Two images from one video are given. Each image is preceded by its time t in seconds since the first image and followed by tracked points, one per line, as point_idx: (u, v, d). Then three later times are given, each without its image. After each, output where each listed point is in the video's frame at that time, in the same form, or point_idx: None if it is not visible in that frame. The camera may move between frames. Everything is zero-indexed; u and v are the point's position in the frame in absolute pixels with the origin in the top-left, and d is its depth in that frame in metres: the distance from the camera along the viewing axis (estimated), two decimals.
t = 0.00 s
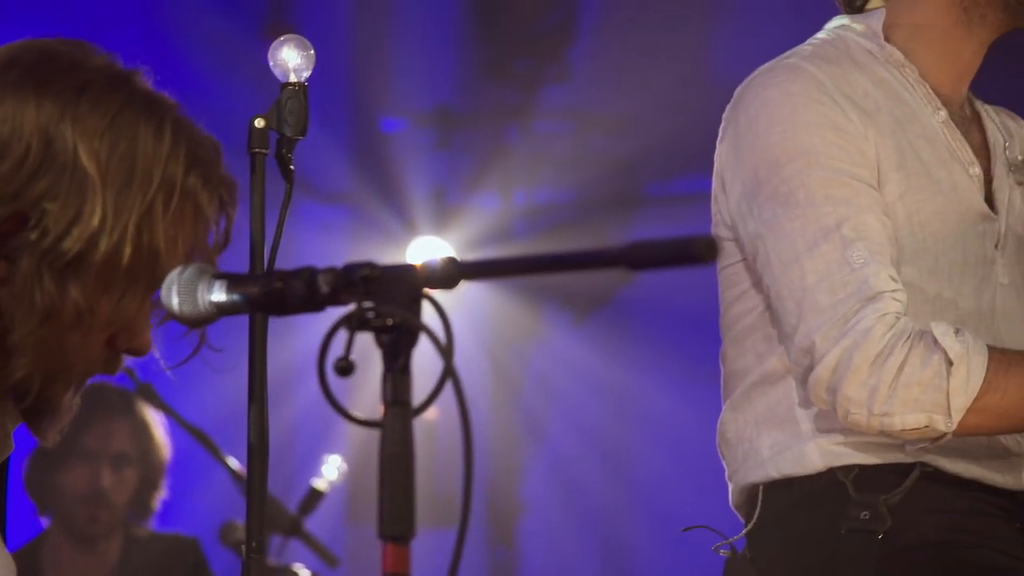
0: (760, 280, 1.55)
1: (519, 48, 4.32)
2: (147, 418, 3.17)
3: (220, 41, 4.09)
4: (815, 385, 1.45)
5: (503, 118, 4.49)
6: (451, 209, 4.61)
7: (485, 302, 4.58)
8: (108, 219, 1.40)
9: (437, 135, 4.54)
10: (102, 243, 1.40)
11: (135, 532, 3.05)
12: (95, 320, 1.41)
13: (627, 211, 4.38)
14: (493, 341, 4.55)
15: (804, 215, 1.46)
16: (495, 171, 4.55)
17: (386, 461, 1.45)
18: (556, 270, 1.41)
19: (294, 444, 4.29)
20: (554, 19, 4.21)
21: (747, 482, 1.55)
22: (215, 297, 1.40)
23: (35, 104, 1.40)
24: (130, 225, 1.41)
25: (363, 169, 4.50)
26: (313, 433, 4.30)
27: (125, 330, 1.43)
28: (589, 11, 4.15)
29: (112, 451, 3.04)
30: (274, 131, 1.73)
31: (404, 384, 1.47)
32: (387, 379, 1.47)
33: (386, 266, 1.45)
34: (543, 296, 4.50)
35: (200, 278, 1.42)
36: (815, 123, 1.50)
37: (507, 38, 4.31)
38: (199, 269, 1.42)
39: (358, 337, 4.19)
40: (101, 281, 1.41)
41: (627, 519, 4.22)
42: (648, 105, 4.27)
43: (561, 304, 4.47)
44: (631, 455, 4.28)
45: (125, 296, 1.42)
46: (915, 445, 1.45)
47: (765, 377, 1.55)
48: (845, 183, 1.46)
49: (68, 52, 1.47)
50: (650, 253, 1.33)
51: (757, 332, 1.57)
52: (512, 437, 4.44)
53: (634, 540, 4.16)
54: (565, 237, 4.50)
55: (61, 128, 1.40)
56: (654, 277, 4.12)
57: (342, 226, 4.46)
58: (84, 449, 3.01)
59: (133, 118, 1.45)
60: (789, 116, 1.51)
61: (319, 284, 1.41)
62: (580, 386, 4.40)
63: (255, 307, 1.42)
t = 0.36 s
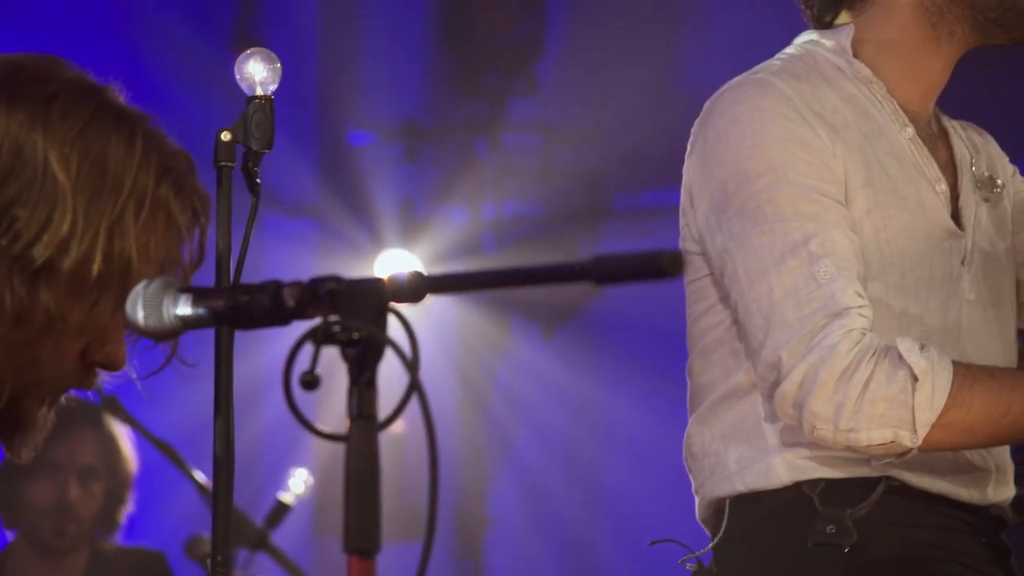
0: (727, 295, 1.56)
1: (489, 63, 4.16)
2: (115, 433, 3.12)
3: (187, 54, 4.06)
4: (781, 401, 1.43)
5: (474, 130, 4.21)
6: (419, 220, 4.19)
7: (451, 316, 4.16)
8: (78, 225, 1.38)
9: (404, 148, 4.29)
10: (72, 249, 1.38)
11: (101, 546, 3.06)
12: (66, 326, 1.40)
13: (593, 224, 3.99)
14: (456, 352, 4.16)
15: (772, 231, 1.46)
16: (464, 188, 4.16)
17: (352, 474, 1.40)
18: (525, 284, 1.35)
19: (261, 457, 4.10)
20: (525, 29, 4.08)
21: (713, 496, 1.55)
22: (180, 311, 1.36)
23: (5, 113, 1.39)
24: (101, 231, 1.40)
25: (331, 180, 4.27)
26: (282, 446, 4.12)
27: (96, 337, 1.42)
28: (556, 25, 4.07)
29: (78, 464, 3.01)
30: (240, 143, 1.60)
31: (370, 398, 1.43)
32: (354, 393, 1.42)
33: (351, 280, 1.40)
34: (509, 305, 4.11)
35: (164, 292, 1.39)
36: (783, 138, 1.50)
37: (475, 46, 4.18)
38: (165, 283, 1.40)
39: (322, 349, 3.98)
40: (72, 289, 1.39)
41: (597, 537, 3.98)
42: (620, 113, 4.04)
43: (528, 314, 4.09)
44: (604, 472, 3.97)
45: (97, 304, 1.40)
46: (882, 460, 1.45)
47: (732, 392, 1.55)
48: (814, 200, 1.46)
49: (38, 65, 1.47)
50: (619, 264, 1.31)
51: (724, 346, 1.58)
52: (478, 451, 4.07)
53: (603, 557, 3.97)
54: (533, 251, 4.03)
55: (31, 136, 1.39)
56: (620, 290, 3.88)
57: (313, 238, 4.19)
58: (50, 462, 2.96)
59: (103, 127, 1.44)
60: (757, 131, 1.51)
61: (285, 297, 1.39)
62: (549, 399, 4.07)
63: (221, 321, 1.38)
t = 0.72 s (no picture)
0: (695, 307, 1.56)
1: (457, 76, 4.09)
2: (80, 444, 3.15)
3: (156, 69, 4.13)
4: (749, 413, 1.43)
5: (441, 144, 4.20)
6: (389, 238, 4.36)
7: (419, 331, 4.35)
8: (44, 242, 1.38)
9: (375, 160, 4.34)
10: (39, 267, 1.38)
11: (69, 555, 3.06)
12: (35, 344, 1.40)
13: (562, 238, 4.05)
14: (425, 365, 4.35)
15: (741, 243, 1.45)
16: (432, 199, 4.26)
17: (319, 488, 1.32)
18: (491, 300, 1.27)
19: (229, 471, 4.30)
20: (492, 44, 3.98)
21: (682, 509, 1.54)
22: (146, 324, 1.35)
23: None
24: (68, 248, 1.39)
25: (300, 194, 4.37)
26: (247, 460, 4.31)
27: (63, 352, 1.43)
28: (525, 36, 3.94)
29: (44, 466, 3.00)
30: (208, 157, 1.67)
31: (338, 414, 1.35)
32: (319, 408, 1.35)
33: (319, 293, 1.35)
34: (477, 321, 4.28)
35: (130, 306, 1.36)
36: (752, 151, 1.49)
37: (442, 63, 4.10)
38: (130, 296, 1.37)
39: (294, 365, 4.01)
40: (39, 307, 1.39)
41: (563, 546, 4.10)
42: (585, 129, 3.97)
43: (496, 329, 4.26)
44: (568, 484, 4.09)
45: (64, 320, 1.41)
46: (849, 474, 1.45)
47: (700, 405, 1.54)
48: (782, 212, 1.45)
49: None
50: (588, 278, 1.24)
51: (693, 359, 1.58)
52: (445, 462, 4.24)
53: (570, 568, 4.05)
54: (501, 264, 4.18)
55: None
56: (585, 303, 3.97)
57: (279, 255, 4.37)
58: (14, 465, 2.96)
59: (67, 142, 1.42)
60: (726, 143, 1.50)
61: (252, 311, 1.34)
62: (517, 412, 4.22)
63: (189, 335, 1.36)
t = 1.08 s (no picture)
0: (657, 319, 1.57)
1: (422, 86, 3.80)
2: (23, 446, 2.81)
3: (118, 76, 3.93)
4: (712, 424, 1.42)
5: (405, 155, 3.91)
6: (354, 246, 4.02)
7: (386, 341, 4.05)
8: (4, 254, 1.39)
9: (340, 170, 4.01)
10: None
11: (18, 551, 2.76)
12: None
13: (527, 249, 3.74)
14: (392, 376, 4.03)
15: (703, 254, 1.44)
16: (397, 210, 3.95)
17: (282, 505, 1.25)
18: (454, 309, 1.20)
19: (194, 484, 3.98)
20: (459, 54, 3.69)
21: (645, 520, 1.54)
22: (108, 337, 1.26)
23: None
24: (27, 262, 1.40)
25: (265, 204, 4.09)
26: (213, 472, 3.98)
27: (18, 369, 1.44)
28: (490, 51, 3.65)
29: None
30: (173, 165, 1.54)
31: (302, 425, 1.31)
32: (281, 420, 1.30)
33: (282, 304, 1.27)
34: (446, 329, 3.93)
35: (94, 317, 1.27)
36: (716, 163, 1.48)
37: (406, 72, 3.81)
38: (93, 307, 1.28)
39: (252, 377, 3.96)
40: None
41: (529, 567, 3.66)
42: (551, 135, 3.64)
43: (463, 337, 3.88)
44: (535, 501, 3.68)
45: (19, 334, 1.40)
46: (811, 485, 1.43)
47: (662, 417, 1.55)
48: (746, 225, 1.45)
49: None
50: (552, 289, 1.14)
51: (654, 371, 1.58)
52: (411, 477, 3.87)
53: None
54: (468, 276, 3.87)
55: None
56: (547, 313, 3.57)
57: (244, 264, 4.11)
58: None
59: (36, 158, 1.45)
60: (690, 154, 1.49)
61: (215, 323, 1.25)
62: (484, 426, 3.81)
63: (152, 349, 1.27)
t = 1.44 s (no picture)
0: (618, 331, 1.57)
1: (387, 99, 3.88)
2: None
3: (83, 88, 3.90)
4: (674, 435, 1.42)
5: (369, 169, 3.91)
6: (318, 258, 3.95)
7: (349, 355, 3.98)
8: None
9: (304, 183, 3.99)
10: None
11: None
12: None
13: (491, 262, 3.71)
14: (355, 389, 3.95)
15: (664, 266, 1.44)
16: (362, 223, 3.92)
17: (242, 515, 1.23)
18: (410, 322, 1.16)
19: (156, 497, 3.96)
20: (423, 66, 3.80)
21: (606, 533, 1.54)
22: (68, 350, 1.24)
23: None
24: None
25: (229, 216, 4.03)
26: (176, 483, 3.97)
27: None
28: (456, 62, 3.73)
29: None
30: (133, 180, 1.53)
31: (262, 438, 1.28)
32: (243, 432, 1.28)
33: (243, 316, 1.24)
34: (409, 343, 3.90)
35: (54, 329, 1.26)
36: (677, 174, 1.49)
37: (373, 85, 3.90)
38: (53, 319, 1.26)
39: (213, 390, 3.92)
40: None
41: None
42: (515, 149, 3.65)
43: (426, 351, 3.88)
44: (498, 514, 3.69)
45: None
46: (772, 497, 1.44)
47: (624, 430, 1.55)
48: (705, 236, 1.45)
49: None
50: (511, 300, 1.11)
51: (615, 383, 1.58)
52: (372, 490, 3.86)
53: None
54: (431, 289, 3.85)
55: None
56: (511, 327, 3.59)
57: (209, 276, 3.96)
58: None
59: None
60: (651, 166, 1.49)
61: (175, 336, 1.23)
62: (449, 440, 3.80)
63: (112, 361, 1.25)
